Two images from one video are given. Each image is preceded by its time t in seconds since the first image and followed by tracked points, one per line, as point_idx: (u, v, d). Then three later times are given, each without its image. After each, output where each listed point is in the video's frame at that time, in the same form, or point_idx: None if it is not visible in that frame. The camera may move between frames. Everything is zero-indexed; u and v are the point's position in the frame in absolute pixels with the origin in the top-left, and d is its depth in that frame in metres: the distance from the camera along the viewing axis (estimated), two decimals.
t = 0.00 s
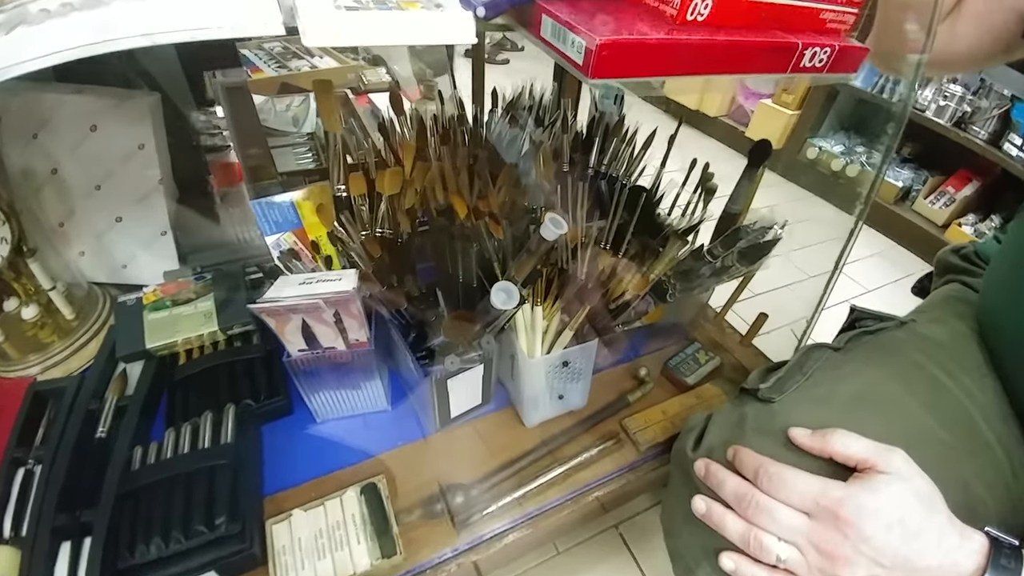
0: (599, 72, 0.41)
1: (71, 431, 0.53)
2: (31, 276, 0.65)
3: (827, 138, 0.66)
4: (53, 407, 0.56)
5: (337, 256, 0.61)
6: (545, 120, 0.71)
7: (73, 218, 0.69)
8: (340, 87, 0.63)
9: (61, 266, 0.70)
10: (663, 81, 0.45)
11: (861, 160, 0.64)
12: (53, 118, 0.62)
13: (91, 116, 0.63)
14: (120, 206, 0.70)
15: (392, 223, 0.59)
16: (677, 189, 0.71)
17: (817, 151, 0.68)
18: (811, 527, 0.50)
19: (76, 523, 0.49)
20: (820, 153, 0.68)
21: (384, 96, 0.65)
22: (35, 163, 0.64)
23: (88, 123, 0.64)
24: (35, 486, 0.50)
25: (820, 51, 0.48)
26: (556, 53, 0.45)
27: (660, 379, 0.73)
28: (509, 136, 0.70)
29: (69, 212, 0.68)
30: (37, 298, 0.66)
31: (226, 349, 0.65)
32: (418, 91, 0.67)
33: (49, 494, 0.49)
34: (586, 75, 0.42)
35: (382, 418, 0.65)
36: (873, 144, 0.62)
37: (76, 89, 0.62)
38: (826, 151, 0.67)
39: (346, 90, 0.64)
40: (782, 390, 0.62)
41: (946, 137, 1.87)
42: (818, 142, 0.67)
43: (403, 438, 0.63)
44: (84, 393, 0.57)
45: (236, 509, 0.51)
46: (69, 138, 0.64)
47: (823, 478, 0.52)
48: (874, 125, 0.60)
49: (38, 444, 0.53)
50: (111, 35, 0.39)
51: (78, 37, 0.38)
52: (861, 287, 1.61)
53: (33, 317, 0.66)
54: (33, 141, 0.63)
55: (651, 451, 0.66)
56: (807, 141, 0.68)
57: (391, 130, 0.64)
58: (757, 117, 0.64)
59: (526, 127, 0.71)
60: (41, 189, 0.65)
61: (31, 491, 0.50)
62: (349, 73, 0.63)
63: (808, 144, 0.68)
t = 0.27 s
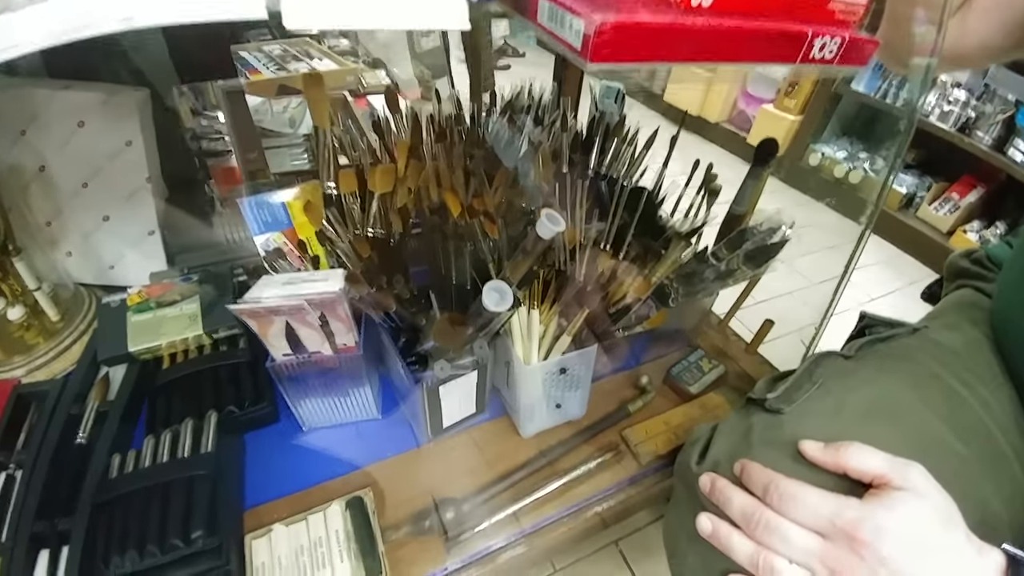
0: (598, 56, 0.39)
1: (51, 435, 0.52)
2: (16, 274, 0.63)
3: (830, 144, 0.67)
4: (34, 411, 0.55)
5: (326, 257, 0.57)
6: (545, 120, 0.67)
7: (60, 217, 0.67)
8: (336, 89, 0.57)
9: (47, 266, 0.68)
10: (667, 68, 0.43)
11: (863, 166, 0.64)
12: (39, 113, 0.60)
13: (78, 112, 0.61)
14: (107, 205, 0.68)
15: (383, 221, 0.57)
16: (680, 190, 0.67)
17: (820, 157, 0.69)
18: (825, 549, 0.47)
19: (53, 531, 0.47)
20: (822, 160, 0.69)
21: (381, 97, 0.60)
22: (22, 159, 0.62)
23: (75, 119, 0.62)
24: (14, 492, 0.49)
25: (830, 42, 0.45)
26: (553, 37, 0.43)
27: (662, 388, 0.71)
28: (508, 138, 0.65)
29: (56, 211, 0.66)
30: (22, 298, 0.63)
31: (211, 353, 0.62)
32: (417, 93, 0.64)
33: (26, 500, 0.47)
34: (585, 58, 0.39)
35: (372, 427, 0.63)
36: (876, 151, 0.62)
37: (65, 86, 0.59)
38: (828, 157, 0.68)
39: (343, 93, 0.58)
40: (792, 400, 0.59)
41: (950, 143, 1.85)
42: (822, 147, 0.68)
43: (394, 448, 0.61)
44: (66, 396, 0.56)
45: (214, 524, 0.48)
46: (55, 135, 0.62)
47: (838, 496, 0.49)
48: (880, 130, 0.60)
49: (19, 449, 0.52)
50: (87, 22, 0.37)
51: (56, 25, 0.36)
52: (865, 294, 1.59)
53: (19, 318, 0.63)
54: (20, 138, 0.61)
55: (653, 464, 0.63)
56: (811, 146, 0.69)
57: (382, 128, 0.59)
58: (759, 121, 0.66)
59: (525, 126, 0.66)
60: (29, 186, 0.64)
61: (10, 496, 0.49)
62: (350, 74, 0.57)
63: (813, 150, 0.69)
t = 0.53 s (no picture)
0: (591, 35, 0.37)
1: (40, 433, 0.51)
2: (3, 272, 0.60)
3: (828, 135, 0.67)
4: (22, 411, 0.54)
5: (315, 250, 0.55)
6: (538, 109, 0.65)
7: (47, 214, 0.65)
8: (326, 82, 0.56)
9: (35, 265, 0.66)
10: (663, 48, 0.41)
11: (862, 155, 0.63)
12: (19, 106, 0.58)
13: (61, 107, 0.59)
14: (93, 201, 0.66)
15: (370, 213, 0.55)
16: (678, 178, 0.66)
17: (818, 148, 0.67)
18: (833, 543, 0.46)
19: (42, 531, 0.46)
20: (819, 150, 0.68)
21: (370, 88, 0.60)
22: (6, 155, 0.60)
23: (58, 114, 0.60)
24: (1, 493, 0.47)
25: (830, 21, 0.44)
26: (544, 17, 0.41)
27: (662, 380, 0.69)
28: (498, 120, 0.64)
29: (42, 207, 0.64)
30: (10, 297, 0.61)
31: (199, 349, 0.61)
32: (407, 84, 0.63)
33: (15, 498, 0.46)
34: (575, 37, 0.38)
35: (365, 423, 0.62)
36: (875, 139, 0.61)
37: (49, 80, 0.56)
38: (826, 147, 0.67)
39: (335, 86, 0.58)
40: (795, 390, 0.57)
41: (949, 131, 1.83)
42: (819, 138, 0.67)
43: (388, 444, 0.59)
44: (53, 395, 0.54)
45: (201, 521, 0.47)
46: (37, 130, 0.60)
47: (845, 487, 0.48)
48: (881, 118, 0.59)
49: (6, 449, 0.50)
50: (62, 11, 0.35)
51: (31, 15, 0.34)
52: (865, 283, 1.57)
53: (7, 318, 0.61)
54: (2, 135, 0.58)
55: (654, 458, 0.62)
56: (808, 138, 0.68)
57: (372, 120, 0.57)
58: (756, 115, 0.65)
59: (517, 115, 0.65)
60: (13, 184, 0.61)
61: None
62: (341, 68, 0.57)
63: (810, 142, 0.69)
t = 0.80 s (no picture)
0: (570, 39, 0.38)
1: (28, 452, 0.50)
2: None
3: (807, 134, 0.67)
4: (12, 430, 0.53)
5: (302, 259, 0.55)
6: (522, 115, 0.65)
7: (31, 231, 0.62)
8: (309, 93, 0.57)
9: (19, 284, 0.63)
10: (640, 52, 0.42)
11: (841, 153, 0.63)
12: None
13: (42, 122, 0.58)
14: (77, 217, 0.64)
15: (357, 222, 0.55)
16: (662, 179, 0.66)
17: (798, 147, 0.68)
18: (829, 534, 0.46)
19: (33, 550, 0.45)
20: (799, 150, 0.68)
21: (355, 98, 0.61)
22: None
23: (41, 131, 0.58)
24: None
25: (803, 20, 0.44)
26: (522, 24, 0.42)
27: (654, 380, 0.69)
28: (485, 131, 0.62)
29: (27, 224, 0.62)
30: None
31: (185, 364, 0.60)
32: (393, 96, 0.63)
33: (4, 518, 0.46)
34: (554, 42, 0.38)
35: (356, 434, 0.61)
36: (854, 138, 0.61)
37: (33, 99, 0.58)
38: (805, 147, 0.67)
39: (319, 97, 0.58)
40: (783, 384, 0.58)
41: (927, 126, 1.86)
42: (799, 138, 0.68)
43: (381, 453, 0.59)
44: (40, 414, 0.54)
45: (192, 538, 0.46)
46: (17, 146, 0.58)
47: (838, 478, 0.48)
48: (858, 116, 0.60)
49: None
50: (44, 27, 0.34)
51: (11, 33, 0.33)
52: (849, 278, 1.59)
53: None
54: None
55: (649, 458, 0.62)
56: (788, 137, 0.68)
57: (357, 129, 0.56)
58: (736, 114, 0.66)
59: (501, 121, 0.64)
60: None
61: None
62: (324, 79, 0.59)
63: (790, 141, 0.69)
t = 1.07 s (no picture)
0: (555, 56, 0.39)
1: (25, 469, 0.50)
2: None
3: (785, 139, 0.71)
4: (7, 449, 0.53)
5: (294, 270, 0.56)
6: (510, 126, 0.67)
7: (23, 249, 0.63)
8: (299, 106, 0.63)
9: (12, 302, 0.64)
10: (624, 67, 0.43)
11: (818, 157, 0.66)
12: None
13: (36, 140, 0.58)
14: (69, 233, 0.64)
15: (351, 232, 0.56)
16: (646, 185, 0.68)
17: (777, 152, 0.72)
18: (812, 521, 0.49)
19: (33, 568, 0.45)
20: (779, 154, 0.72)
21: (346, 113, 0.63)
22: None
23: (34, 149, 0.58)
24: None
25: (775, 34, 0.46)
26: (512, 42, 0.43)
27: (644, 379, 0.71)
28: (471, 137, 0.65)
29: (19, 243, 0.62)
30: None
31: (179, 378, 0.61)
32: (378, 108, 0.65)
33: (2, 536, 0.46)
34: (541, 60, 0.40)
35: (352, 442, 0.62)
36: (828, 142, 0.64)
37: (25, 115, 0.57)
38: (785, 151, 0.71)
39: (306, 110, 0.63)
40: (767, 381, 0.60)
41: (903, 127, 1.90)
42: (778, 143, 0.72)
43: (377, 460, 0.60)
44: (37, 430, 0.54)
45: (192, 550, 0.47)
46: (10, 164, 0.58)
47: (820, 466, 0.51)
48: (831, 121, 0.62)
49: None
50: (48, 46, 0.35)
51: (11, 53, 0.34)
52: (830, 278, 1.62)
53: None
54: None
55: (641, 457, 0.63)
56: (767, 142, 0.72)
57: (350, 143, 0.59)
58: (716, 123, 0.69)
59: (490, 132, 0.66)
60: None
61: None
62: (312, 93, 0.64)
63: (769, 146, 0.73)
